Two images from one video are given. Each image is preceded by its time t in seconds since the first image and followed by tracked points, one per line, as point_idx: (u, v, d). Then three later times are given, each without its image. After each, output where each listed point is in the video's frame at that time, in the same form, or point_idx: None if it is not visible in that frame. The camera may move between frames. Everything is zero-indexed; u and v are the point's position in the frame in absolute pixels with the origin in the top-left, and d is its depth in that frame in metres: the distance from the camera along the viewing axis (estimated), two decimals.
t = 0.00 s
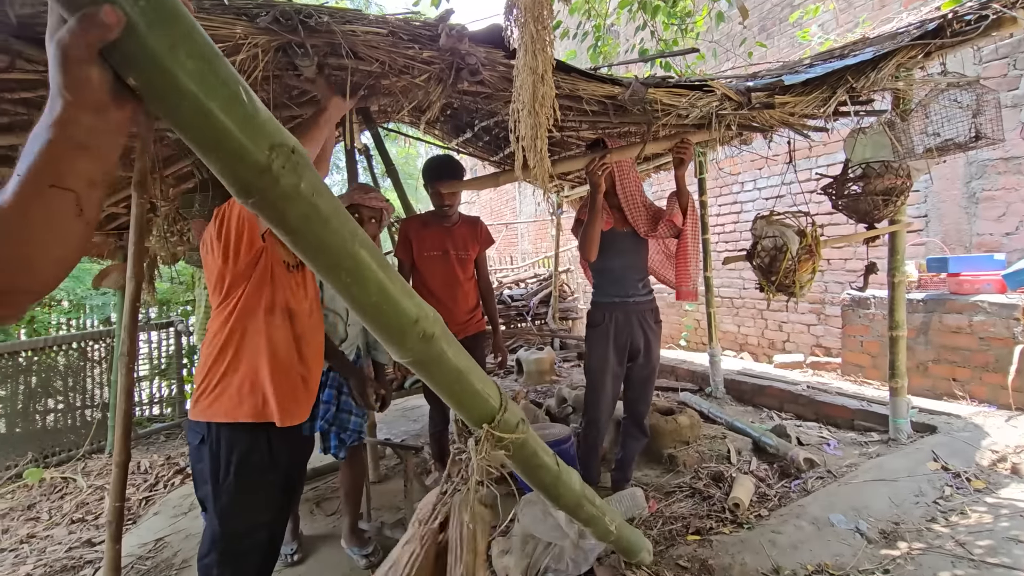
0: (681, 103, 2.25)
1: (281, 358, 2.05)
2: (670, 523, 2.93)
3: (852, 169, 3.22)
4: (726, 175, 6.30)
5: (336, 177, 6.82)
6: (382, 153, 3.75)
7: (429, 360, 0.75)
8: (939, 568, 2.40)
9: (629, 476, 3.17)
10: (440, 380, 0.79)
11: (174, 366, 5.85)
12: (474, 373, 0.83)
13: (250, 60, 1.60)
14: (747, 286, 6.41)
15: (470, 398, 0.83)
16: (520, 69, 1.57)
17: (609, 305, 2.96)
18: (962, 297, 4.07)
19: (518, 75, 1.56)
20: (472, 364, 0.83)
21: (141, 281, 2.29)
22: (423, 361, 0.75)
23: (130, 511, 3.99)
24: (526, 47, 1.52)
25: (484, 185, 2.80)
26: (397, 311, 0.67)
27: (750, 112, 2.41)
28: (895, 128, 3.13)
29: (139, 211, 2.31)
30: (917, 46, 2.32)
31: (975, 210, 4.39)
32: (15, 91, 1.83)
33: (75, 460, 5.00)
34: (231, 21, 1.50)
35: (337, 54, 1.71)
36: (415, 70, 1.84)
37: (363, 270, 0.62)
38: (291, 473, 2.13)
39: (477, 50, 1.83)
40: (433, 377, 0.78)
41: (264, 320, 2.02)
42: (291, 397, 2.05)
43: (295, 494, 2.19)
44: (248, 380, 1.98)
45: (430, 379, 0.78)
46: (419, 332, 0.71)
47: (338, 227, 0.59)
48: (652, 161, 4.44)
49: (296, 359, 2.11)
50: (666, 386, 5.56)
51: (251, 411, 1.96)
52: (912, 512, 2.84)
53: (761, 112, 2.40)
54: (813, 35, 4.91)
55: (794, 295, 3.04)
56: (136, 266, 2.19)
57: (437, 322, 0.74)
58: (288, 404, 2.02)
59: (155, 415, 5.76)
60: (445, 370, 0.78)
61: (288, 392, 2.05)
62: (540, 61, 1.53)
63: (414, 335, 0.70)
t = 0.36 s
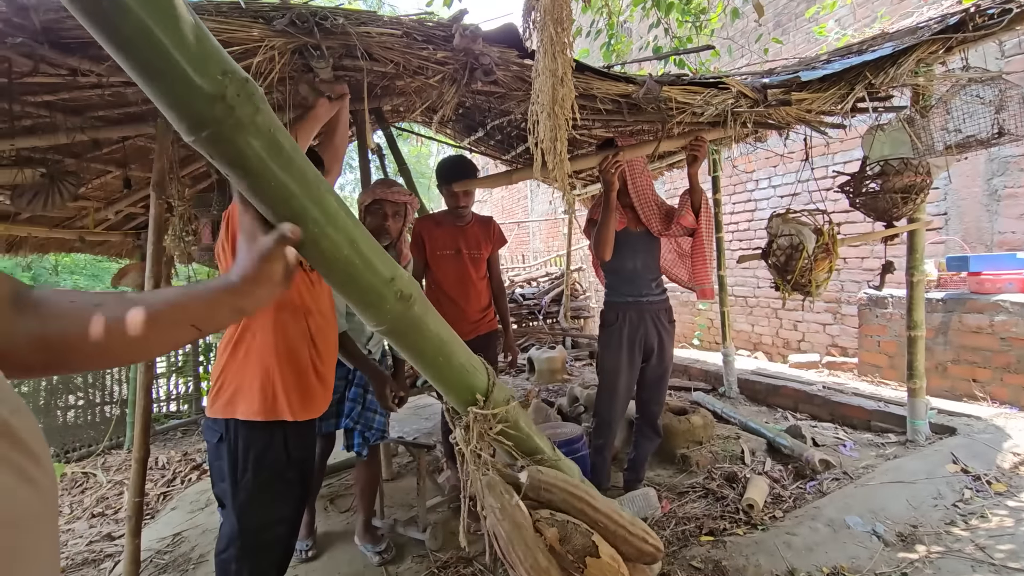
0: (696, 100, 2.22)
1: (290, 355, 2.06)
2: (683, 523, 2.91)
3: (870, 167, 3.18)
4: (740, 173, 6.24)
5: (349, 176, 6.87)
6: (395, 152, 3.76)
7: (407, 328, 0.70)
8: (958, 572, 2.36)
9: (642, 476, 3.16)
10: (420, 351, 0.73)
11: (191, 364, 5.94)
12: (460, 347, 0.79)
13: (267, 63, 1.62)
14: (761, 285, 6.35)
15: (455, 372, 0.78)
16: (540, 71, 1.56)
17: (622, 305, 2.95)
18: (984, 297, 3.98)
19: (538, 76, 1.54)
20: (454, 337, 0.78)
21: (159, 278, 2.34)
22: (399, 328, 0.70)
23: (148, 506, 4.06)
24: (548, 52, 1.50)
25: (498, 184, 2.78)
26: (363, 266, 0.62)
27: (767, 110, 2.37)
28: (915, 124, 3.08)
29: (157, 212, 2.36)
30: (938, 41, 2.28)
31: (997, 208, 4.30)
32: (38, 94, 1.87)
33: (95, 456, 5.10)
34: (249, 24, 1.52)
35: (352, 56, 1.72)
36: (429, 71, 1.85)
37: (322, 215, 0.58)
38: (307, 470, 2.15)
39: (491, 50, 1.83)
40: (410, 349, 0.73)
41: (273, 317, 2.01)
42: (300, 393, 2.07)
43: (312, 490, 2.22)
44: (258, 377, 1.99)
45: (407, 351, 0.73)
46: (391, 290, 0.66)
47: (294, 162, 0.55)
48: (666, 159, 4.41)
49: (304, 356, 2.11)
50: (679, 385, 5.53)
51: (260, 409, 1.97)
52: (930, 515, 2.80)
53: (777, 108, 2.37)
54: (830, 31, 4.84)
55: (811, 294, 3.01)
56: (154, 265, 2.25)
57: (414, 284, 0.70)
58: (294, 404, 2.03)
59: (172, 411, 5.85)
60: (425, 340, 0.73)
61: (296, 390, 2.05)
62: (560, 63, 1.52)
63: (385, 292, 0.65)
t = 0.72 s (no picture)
0: (705, 92, 2.20)
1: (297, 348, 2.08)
2: (694, 521, 2.88)
3: (887, 159, 3.10)
4: (756, 167, 6.14)
5: (362, 174, 6.92)
6: (405, 150, 3.77)
7: (304, 293, 0.42)
8: (977, 573, 2.30)
9: (653, 474, 3.14)
10: (323, 327, 0.43)
11: (209, 360, 6.05)
12: (386, 339, 0.47)
13: (272, 61, 1.63)
14: (777, 280, 6.25)
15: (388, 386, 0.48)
16: (530, 63, 1.55)
17: (631, 302, 2.92)
18: (1008, 292, 3.86)
19: (528, 67, 1.54)
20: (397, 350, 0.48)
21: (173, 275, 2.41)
22: (295, 287, 0.42)
23: (167, 499, 4.15)
24: (535, 41, 1.49)
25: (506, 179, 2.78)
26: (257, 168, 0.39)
27: (777, 101, 2.33)
28: (934, 115, 3.00)
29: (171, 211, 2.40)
30: (957, 28, 2.21)
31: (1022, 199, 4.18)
32: (53, 97, 1.91)
33: (117, 450, 5.22)
34: (255, 22, 1.53)
35: (357, 53, 1.72)
36: (433, 67, 1.85)
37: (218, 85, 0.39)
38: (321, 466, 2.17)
39: (495, 45, 1.83)
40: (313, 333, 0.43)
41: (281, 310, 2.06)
42: (306, 384, 2.08)
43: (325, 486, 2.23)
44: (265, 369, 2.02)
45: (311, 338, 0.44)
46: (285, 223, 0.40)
47: None
48: (678, 153, 4.36)
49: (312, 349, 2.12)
50: (693, 382, 5.48)
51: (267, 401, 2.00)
52: (950, 515, 2.74)
53: (788, 100, 2.33)
54: (847, 20, 4.74)
55: (826, 289, 2.94)
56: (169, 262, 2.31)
57: (333, 233, 0.44)
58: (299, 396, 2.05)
59: (191, 407, 5.96)
60: (334, 317, 0.43)
61: (302, 382, 2.07)
62: (550, 55, 1.51)
63: (276, 217, 0.40)
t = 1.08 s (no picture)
0: (703, 81, 2.17)
1: (300, 343, 2.08)
2: (697, 515, 2.86)
3: (893, 149, 3.04)
4: (762, 160, 6.08)
5: (366, 171, 6.93)
6: (407, 144, 3.77)
7: (134, 291, 0.60)
8: (983, 567, 2.27)
9: (656, 468, 3.12)
10: (163, 339, 0.63)
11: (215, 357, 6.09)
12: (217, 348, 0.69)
13: (266, 52, 1.64)
14: (783, 275, 6.19)
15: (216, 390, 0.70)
16: (509, 47, 1.54)
17: (632, 295, 2.90)
18: (1017, 284, 3.80)
19: (508, 52, 1.53)
20: (217, 343, 0.70)
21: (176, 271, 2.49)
22: (127, 288, 0.60)
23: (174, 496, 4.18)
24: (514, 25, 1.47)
25: (504, 172, 2.77)
26: (100, 190, 0.56)
27: (776, 89, 2.30)
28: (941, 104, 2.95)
29: (173, 206, 2.43)
30: (963, 14, 2.17)
31: None
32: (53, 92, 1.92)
33: (126, 446, 5.28)
34: (249, 15, 1.56)
35: (351, 44, 1.71)
36: (428, 57, 1.84)
37: (42, 83, 0.53)
38: (322, 457, 2.21)
39: (490, 35, 1.82)
40: (148, 334, 0.63)
41: (286, 309, 2.04)
42: (311, 380, 2.10)
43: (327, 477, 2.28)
44: (269, 364, 2.02)
45: (144, 339, 0.63)
46: (114, 226, 0.57)
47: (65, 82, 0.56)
48: (682, 146, 4.32)
49: (314, 346, 2.12)
50: (698, 377, 5.44)
51: (270, 395, 2.01)
52: (956, 509, 2.70)
53: (788, 88, 2.30)
54: (852, 9, 4.68)
55: (830, 282, 2.90)
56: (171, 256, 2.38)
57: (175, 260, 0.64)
58: (302, 391, 2.06)
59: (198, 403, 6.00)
60: (178, 327, 0.64)
61: (304, 378, 2.08)
62: (528, 36, 1.49)
63: (114, 225, 0.58)
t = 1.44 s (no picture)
0: (695, 84, 2.27)
1: (310, 333, 2.19)
2: (690, 496, 3.01)
3: (878, 146, 3.18)
4: (755, 154, 6.20)
5: (365, 164, 7.01)
6: (408, 141, 3.86)
7: (57, 282, 0.72)
8: (956, 540, 2.43)
9: (652, 453, 3.27)
10: (87, 320, 0.76)
11: (218, 349, 6.19)
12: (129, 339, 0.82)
13: (285, 58, 1.73)
14: (775, 266, 6.34)
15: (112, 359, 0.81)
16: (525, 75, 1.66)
17: (629, 288, 3.02)
18: (998, 275, 3.96)
19: (524, 79, 1.65)
20: (128, 330, 0.82)
21: (192, 265, 2.60)
22: (51, 279, 0.72)
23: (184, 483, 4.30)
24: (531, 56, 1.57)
25: (506, 169, 2.88)
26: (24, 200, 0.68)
27: (764, 92, 2.42)
28: (925, 103, 3.07)
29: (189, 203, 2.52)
30: (942, 19, 2.28)
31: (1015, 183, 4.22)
32: (76, 95, 2.00)
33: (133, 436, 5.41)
34: (268, 23, 1.63)
35: (365, 49, 1.81)
36: (436, 61, 1.94)
37: None
38: (331, 443, 2.32)
39: (495, 40, 1.92)
40: (72, 326, 0.76)
41: (295, 300, 2.15)
42: (319, 369, 2.20)
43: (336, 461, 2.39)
44: (280, 352, 2.13)
45: (68, 328, 0.76)
46: (47, 228, 0.70)
47: None
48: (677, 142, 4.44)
49: (324, 335, 2.22)
50: (692, 366, 5.59)
51: (282, 382, 2.12)
52: (934, 488, 2.86)
53: (776, 91, 2.43)
54: (842, 8, 4.78)
55: (817, 274, 3.04)
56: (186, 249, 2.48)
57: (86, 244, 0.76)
58: (313, 378, 2.17)
59: (202, 394, 6.12)
60: (91, 314, 0.76)
61: (315, 366, 2.18)
62: (542, 67, 1.61)
63: (41, 224, 0.70)
